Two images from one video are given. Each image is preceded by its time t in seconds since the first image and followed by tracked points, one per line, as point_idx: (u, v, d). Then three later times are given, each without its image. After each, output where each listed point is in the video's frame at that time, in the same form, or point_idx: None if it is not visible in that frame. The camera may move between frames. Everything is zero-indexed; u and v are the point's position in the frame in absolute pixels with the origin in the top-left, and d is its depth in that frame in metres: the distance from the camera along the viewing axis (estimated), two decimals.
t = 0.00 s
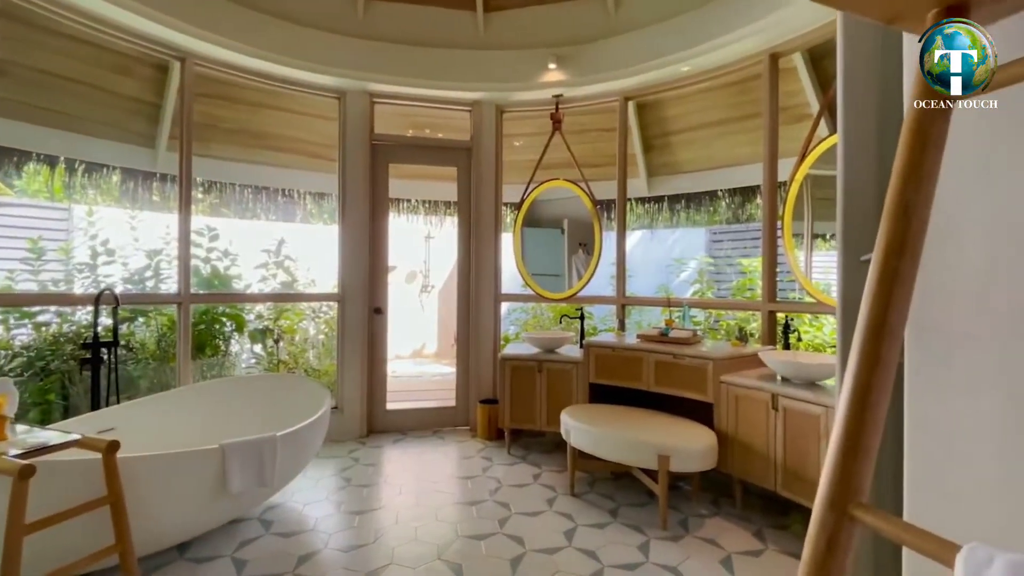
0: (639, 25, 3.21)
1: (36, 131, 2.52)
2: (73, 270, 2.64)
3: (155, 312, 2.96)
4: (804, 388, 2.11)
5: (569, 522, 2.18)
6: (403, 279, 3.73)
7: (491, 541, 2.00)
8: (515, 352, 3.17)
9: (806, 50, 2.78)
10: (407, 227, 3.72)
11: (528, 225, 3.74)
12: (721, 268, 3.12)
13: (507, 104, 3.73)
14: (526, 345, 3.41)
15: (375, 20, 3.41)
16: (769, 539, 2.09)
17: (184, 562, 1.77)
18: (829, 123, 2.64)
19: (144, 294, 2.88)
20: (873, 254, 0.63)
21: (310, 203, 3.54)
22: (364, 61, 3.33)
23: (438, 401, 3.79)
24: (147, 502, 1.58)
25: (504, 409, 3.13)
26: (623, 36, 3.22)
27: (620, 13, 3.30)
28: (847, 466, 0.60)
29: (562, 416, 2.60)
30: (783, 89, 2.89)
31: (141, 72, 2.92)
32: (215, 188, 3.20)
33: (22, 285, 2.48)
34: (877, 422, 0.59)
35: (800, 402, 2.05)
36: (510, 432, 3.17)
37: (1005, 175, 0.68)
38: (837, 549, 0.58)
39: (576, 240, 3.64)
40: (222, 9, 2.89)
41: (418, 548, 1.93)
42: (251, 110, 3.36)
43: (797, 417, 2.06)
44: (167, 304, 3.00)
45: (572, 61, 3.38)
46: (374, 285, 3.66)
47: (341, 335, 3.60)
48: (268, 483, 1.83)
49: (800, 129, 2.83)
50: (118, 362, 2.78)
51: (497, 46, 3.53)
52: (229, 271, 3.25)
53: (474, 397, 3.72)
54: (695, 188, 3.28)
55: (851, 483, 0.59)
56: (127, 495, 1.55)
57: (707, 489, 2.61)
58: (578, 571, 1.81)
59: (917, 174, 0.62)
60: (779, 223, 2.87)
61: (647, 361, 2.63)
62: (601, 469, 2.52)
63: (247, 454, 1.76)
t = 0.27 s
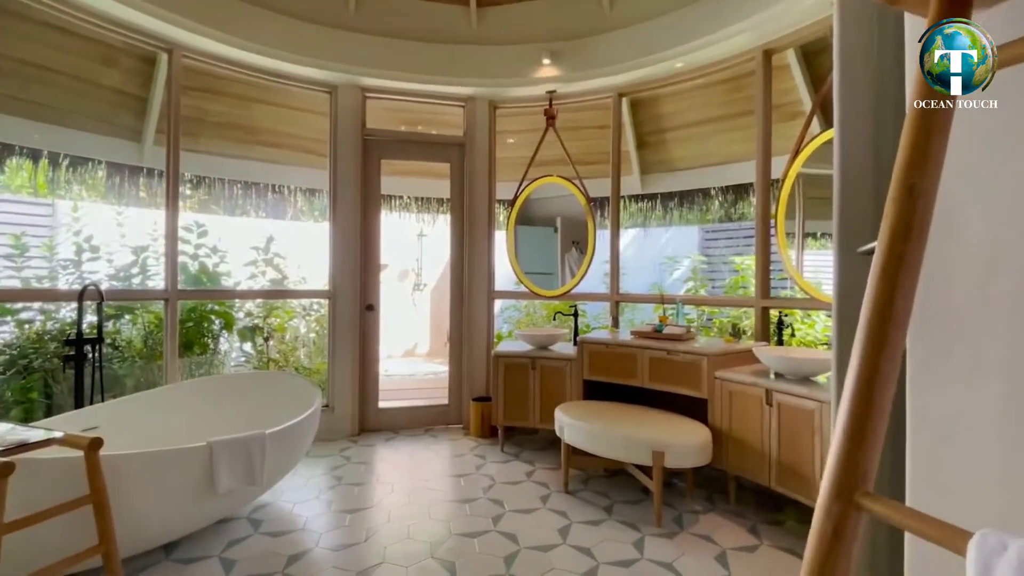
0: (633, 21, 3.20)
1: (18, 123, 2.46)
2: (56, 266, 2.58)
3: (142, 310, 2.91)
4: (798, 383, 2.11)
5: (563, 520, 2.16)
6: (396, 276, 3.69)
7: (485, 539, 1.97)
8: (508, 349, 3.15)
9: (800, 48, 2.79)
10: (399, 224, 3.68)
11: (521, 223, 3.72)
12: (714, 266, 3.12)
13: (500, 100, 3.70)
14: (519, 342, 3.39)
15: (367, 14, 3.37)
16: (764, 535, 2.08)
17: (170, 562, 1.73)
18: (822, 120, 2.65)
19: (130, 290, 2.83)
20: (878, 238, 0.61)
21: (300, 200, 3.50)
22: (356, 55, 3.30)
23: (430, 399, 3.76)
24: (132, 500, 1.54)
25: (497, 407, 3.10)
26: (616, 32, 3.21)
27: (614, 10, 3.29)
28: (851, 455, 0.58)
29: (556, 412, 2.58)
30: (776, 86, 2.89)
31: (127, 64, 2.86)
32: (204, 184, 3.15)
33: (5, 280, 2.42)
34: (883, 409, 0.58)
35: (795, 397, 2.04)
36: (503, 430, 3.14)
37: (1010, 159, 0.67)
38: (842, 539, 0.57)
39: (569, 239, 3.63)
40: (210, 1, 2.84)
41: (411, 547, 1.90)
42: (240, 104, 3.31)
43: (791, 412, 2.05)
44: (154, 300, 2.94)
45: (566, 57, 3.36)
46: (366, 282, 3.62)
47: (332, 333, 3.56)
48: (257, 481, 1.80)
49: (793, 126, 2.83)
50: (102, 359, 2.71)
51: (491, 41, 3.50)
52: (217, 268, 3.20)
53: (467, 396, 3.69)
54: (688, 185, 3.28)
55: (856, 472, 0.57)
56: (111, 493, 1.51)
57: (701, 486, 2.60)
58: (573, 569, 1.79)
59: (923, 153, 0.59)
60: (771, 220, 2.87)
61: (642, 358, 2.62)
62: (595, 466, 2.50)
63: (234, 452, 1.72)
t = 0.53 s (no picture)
0: (633, 20, 3.19)
1: (14, 120, 2.44)
2: (51, 265, 2.56)
3: (138, 309, 2.89)
4: (799, 383, 2.10)
5: (564, 520, 2.15)
6: (394, 276, 3.67)
7: (485, 540, 1.96)
8: (508, 348, 3.13)
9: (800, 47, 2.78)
10: (398, 224, 3.67)
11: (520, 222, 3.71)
12: (714, 265, 3.11)
13: (499, 99, 3.69)
14: (519, 342, 3.37)
15: (366, 12, 3.36)
16: (765, 535, 2.07)
17: (167, 564, 1.72)
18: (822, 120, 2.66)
19: (127, 290, 2.81)
20: (891, 233, 0.60)
21: (299, 199, 3.48)
22: (355, 54, 3.28)
23: (429, 399, 3.74)
24: (129, 501, 1.53)
25: (496, 407, 3.09)
26: (616, 30, 3.21)
27: (614, 8, 3.29)
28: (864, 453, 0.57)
29: (556, 412, 2.57)
30: (776, 86, 2.88)
31: (124, 61, 2.84)
32: (202, 183, 3.13)
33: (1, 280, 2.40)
34: (897, 407, 0.57)
35: (796, 396, 2.03)
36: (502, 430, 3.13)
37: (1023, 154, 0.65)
38: (856, 538, 0.56)
39: (568, 238, 3.61)
40: None
41: (411, 548, 1.89)
42: (237, 102, 3.29)
43: (793, 412, 2.04)
44: (151, 300, 2.92)
45: (566, 56, 3.35)
46: (364, 282, 3.61)
47: (331, 332, 3.54)
48: (255, 481, 1.78)
49: (793, 126, 2.83)
50: (98, 359, 2.69)
51: (490, 40, 3.49)
52: (215, 267, 3.18)
53: (466, 396, 3.67)
54: (688, 185, 3.27)
55: (870, 471, 0.56)
56: (108, 495, 1.49)
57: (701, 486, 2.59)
58: (574, 569, 1.78)
59: (938, 146, 0.58)
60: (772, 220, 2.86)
61: (642, 357, 2.61)
62: (595, 466, 2.49)
63: (232, 452, 1.70)
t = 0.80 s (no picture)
0: (636, 19, 3.18)
1: (16, 121, 2.44)
2: (53, 264, 2.55)
3: (141, 309, 2.88)
4: (804, 383, 2.09)
5: (568, 521, 2.14)
6: (396, 276, 3.66)
7: (489, 541, 1.95)
8: (510, 348, 3.12)
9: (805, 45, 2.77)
10: (400, 223, 3.66)
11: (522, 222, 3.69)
12: (717, 265, 3.09)
13: (502, 98, 3.68)
14: (521, 342, 3.36)
15: (368, 11, 3.35)
16: (769, 536, 2.07)
17: (170, 565, 1.71)
18: (827, 120, 2.65)
19: (129, 289, 2.80)
20: (908, 231, 0.58)
21: (301, 199, 3.48)
22: (357, 53, 3.27)
23: (431, 399, 3.73)
24: (131, 502, 1.52)
25: (499, 407, 3.07)
26: (619, 29, 3.19)
27: (617, 7, 3.27)
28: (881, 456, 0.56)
29: (559, 413, 2.56)
30: (780, 84, 2.87)
31: (127, 61, 2.84)
32: (204, 182, 3.13)
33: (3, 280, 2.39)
34: (916, 408, 0.55)
35: (801, 397, 2.02)
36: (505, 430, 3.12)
37: None
38: (873, 542, 0.55)
39: (570, 238, 3.60)
40: None
41: (414, 548, 1.88)
42: (239, 102, 3.28)
43: (798, 412, 2.03)
44: (153, 299, 2.92)
45: (569, 55, 3.34)
46: (366, 282, 3.60)
47: (333, 333, 3.53)
48: (258, 482, 1.77)
49: (797, 125, 2.81)
50: (100, 358, 2.68)
51: (494, 39, 3.48)
52: (217, 267, 3.18)
53: (468, 396, 3.66)
54: (692, 184, 3.26)
55: (887, 475, 0.55)
56: (110, 495, 1.48)
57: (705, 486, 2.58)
58: (578, 571, 1.77)
59: (957, 142, 0.57)
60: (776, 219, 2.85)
61: (646, 357, 2.59)
62: (598, 467, 2.48)
63: (235, 452, 1.69)
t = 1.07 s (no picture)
0: (644, 17, 3.16)
1: (30, 122, 2.47)
2: (65, 264, 2.58)
3: (152, 309, 2.91)
4: (816, 383, 2.07)
5: (577, 522, 2.13)
6: (404, 276, 3.66)
7: (497, 541, 1.94)
8: (518, 348, 3.11)
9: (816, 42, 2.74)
10: (408, 223, 3.66)
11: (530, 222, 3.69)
12: (726, 265, 3.07)
13: (510, 98, 3.67)
14: (529, 342, 3.35)
15: (377, 12, 3.36)
16: (781, 539, 2.04)
17: (181, 562, 1.72)
18: (839, 118, 2.61)
19: (140, 289, 2.83)
20: (930, 228, 0.57)
21: (310, 199, 3.49)
22: (365, 53, 3.28)
23: (439, 399, 3.74)
24: (143, 500, 1.53)
25: (507, 407, 3.07)
26: (628, 28, 3.18)
27: (625, 5, 3.26)
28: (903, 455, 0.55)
29: (568, 413, 2.55)
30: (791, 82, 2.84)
31: (138, 63, 2.86)
32: (215, 183, 3.15)
33: (16, 280, 2.42)
34: (939, 410, 0.54)
35: (813, 398, 2.00)
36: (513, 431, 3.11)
37: None
38: (895, 546, 0.53)
39: (578, 238, 3.59)
40: None
41: (423, 548, 1.88)
42: (248, 102, 3.30)
43: (810, 413, 2.01)
44: (164, 299, 2.94)
45: (577, 54, 3.33)
46: (375, 281, 3.60)
47: (342, 333, 3.54)
48: (268, 480, 1.78)
49: (808, 123, 2.78)
50: (112, 356, 2.71)
51: (501, 38, 3.47)
52: (227, 267, 3.20)
53: (476, 396, 3.66)
54: (701, 183, 3.23)
55: (909, 475, 0.54)
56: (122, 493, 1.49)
57: (715, 488, 2.56)
58: (588, 572, 1.76)
59: (981, 137, 0.55)
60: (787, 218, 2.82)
61: (655, 357, 2.58)
62: (607, 467, 2.46)
63: (245, 451, 1.71)
